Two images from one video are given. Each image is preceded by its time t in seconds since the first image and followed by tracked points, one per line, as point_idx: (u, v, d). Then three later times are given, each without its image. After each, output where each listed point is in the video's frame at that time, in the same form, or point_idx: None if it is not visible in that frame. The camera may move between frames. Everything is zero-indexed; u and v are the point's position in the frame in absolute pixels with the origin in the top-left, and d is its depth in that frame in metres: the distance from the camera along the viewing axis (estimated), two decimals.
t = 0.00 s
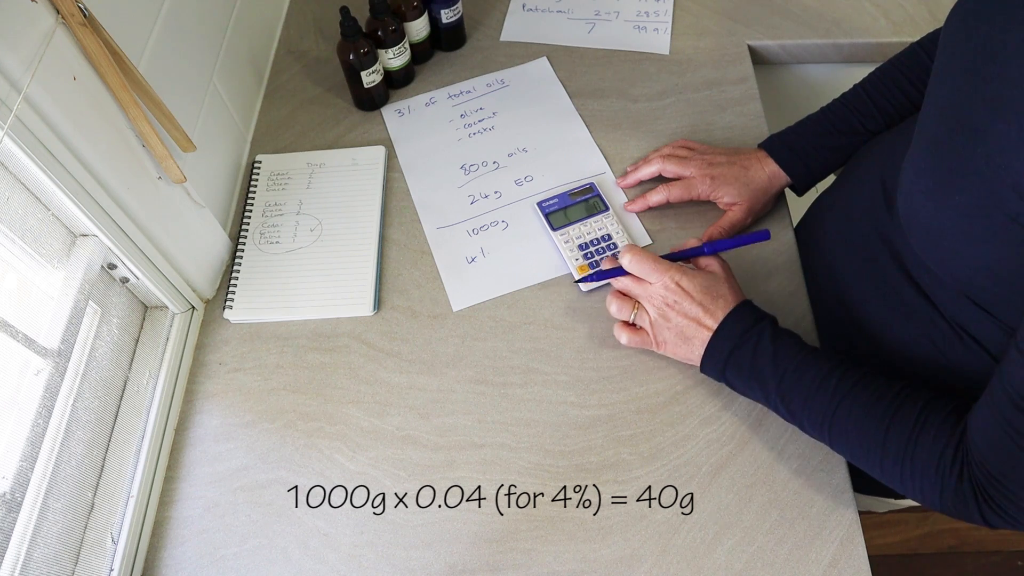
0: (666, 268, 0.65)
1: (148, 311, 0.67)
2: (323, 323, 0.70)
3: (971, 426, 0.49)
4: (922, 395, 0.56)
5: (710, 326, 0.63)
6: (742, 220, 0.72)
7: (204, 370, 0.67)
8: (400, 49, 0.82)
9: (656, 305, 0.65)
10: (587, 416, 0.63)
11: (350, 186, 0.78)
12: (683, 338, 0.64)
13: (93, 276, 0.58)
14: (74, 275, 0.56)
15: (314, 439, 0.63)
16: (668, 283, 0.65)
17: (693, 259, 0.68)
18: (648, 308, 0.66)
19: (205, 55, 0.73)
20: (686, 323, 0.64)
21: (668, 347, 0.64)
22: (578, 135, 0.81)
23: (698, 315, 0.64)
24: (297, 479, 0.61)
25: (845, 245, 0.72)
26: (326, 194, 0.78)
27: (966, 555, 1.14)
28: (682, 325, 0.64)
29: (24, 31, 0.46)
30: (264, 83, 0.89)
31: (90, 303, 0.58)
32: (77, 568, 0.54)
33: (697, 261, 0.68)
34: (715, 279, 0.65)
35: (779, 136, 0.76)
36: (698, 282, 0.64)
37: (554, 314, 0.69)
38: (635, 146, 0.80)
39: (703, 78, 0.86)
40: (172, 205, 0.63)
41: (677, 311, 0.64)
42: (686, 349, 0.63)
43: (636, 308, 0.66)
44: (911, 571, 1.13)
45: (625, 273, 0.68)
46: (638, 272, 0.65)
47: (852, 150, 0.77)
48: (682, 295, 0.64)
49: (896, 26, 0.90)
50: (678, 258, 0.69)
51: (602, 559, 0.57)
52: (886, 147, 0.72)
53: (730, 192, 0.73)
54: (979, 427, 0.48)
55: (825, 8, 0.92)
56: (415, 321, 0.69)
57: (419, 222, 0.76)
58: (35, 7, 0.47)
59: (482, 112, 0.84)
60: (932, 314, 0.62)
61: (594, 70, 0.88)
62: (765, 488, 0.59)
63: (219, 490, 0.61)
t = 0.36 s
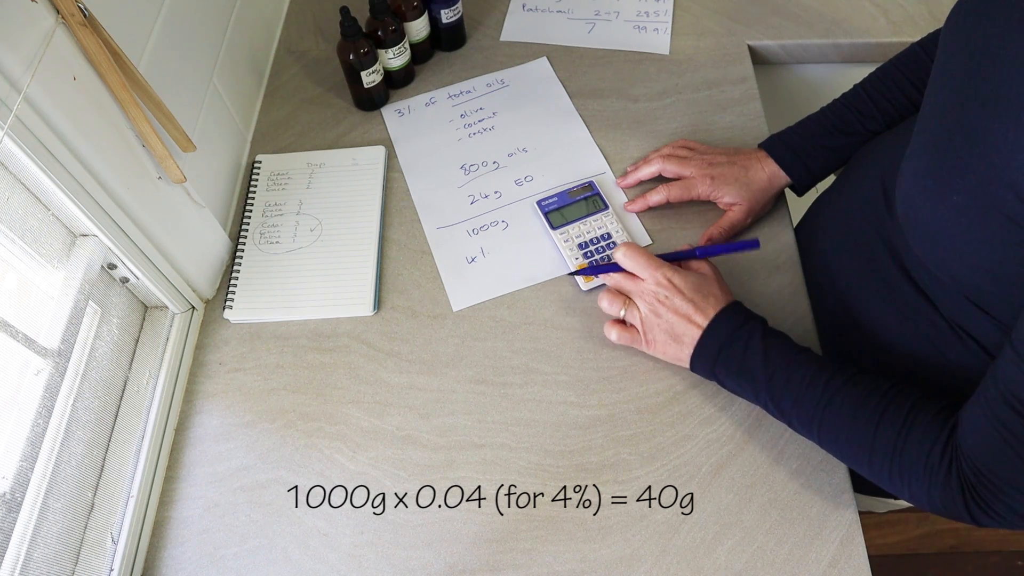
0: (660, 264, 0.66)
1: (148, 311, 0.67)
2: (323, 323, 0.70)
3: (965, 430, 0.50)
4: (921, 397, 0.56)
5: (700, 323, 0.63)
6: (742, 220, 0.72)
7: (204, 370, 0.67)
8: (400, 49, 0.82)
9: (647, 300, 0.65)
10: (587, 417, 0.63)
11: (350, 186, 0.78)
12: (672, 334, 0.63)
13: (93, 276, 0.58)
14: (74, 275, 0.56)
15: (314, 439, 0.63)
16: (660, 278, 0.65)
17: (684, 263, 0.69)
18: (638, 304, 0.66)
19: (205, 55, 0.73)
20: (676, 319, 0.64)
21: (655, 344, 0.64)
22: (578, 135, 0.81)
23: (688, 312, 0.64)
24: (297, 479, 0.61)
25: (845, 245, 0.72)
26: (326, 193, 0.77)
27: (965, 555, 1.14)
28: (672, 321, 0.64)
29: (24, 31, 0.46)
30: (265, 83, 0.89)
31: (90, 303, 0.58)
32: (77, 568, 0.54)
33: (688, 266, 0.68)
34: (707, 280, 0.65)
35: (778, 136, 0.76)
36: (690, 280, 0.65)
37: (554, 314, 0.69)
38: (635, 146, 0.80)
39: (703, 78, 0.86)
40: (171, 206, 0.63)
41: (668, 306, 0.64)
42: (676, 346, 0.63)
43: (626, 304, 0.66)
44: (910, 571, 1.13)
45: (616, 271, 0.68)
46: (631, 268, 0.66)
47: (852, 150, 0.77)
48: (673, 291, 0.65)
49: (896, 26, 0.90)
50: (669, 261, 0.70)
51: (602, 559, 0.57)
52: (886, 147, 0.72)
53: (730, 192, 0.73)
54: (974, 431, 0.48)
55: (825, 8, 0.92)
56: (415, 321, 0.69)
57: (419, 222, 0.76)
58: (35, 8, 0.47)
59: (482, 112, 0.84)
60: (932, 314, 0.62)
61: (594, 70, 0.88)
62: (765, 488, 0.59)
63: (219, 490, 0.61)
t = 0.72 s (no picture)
0: (642, 239, 0.66)
1: (148, 311, 0.67)
2: (323, 323, 0.70)
3: (942, 419, 0.49)
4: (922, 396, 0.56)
5: (682, 299, 0.63)
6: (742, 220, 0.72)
7: (204, 370, 0.67)
8: (400, 49, 0.82)
9: (630, 276, 0.66)
10: (587, 416, 0.63)
11: (350, 186, 0.78)
12: (654, 310, 0.64)
13: (93, 276, 0.58)
14: (74, 275, 0.56)
15: (314, 439, 0.63)
16: (643, 254, 0.66)
17: (672, 238, 0.70)
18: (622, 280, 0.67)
19: (205, 55, 0.73)
20: (658, 295, 0.64)
21: (638, 319, 0.65)
22: (578, 135, 0.81)
23: (671, 288, 0.64)
24: (297, 479, 0.61)
25: (844, 245, 0.72)
26: (327, 194, 0.77)
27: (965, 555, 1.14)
28: (654, 297, 0.64)
29: (24, 31, 0.46)
30: (265, 83, 0.89)
31: (90, 303, 0.58)
32: (77, 568, 0.54)
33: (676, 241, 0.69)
34: (691, 255, 0.66)
35: (778, 135, 0.76)
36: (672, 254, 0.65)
37: (554, 314, 0.69)
38: (635, 146, 0.80)
39: (703, 78, 0.86)
40: (171, 205, 0.63)
41: (650, 283, 0.65)
42: (659, 321, 0.64)
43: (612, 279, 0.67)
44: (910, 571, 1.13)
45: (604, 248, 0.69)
46: (615, 243, 0.68)
47: (851, 150, 0.77)
48: (656, 267, 0.65)
49: (896, 26, 0.90)
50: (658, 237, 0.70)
51: (602, 559, 0.57)
52: (886, 147, 0.72)
53: (729, 192, 0.73)
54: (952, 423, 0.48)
55: (825, 8, 0.92)
56: (415, 321, 0.69)
57: (419, 222, 0.76)
58: (36, 7, 0.47)
59: (482, 112, 0.84)
60: (931, 315, 0.62)
61: (594, 70, 0.88)
62: (765, 488, 0.59)
63: (219, 490, 0.61)
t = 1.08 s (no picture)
0: (710, 271, 0.63)
1: (148, 311, 0.67)
2: (323, 323, 0.70)
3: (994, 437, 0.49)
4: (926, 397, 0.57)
5: (744, 332, 0.61)
6: (743, 220, 0.72)
7: (204, 370, 0.67)
8: (400, 49, 0.82)
9: (692, 308, 0.63)
10: (587, 416, 0.63)
11: (350, 186, 0.78)
12: (714, 342, 0.62)
13: (93, 276, 0.58)
14: (74, 275, 0.56)
15: (314, 439, 0.63)
16: (709, 286, 0.63)
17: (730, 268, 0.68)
18: (682, 311, 0.63)
19: (206, 55, 0.73)
20: (720, 327, 0.62)
21: (695, 349, 0.63)
22: (578, 135, 0.81)
23: (734, 322, 0.62)
24: (297, 479, 0.61)
25: (844, 245, 0.72)
26: (326, 193, 0.77)
27: (965, 555, 1.14)
28: (716, 330, 0.62)
29: (24, 31, 0.46)
30: (264, 83, 0.89)
31: (90, 303, 0.58)
32: (77, 568, 0.54)
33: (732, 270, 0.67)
34: (751, 288, 0.64)
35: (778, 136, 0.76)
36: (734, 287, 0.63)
37: (554, 314, 0.69)
38: (635, 146, 0.80)
39: (703, 79, 0.86)
40: (171, 206, 0.63)
41: (714, 316, 0.62)
42: (715, 354, 0.62)
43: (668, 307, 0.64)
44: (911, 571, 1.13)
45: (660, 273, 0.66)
46: (677, 272, 0.64)
47: (851, 150, 0.77)
48: (720, 300, 0.62)
49: (896, 26, 0.90)
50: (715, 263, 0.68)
51: (602, 559, 0.57)
52: (886, 148, 0.72)
53: (730, 192, 0.73)
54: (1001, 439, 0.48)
55: (825, 8, 0.92)
56: (415, 321, 0.69)
57: (419, 222, 0.76)
58: (35, 8, 0.47)
59: (482, 112, 0.84)
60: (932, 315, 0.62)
61: (594, 70, 0.88)
62: (765, 488, 0.59)
63: (219, 490, 0.61)
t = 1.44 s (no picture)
0: (699, 284, 0.64)
1: (148, 311, 0.67)
2: (323, 323, 0.70)
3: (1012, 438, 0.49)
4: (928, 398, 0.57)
5: (749, 336, 0.62)
6: (742, 220, 0.72)
7: (204, 370, 0.67)
8: (400, 48, 0.82)
9: (693, 325, 0.63)
10: (587, 417, 0.63)
11: (350, 186, 0.78)
12: (722, 351, 0.63)
13: (93, 276, 0.58)
14: (74, 275, 0.56)
15: (314, 439, 0.63)
16: (705, 300, 0.63)
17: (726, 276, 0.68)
18: (685, 328, 0.64)
19: (206, 55, 0.73)
20: (725, 337, 0.63)
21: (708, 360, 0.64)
22: (578, 135, 0.81)
23: (738, 329, 0.63)
24: (297, 479, 0.61)
25: (844, 245, 0.72)
26: (327, 193, 0.77)
27: (965, 556, 1.14)
28: (722, 340, 0.63)
29: (24, 31, 0.46)
30: (264, 83, 0.89)
31: (90, 303, 0.58)
32: (77, 568, 0.54)
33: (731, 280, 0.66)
34: (750, 291, 0.65)
35: (778, 136, 0.76)
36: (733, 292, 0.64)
37: (554, 314, 0.69)
38: (635, 146, 0.80)
39: (703, 79, 0.86)
40: (171, 205, 0.63)
41: (719, 328, 0.63)
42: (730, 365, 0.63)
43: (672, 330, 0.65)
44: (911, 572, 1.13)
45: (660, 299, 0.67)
46: (672, 295, 0.65)
47: (851, 150, 0.77)
48: (719, 310, 0.63)
49: (897, 26, 0.90)
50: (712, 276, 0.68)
51: (602, 559, 0.57)
52: (887, 148, 0.72)
53: (730, 192, 0.73)
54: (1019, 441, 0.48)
55: (825, 8, 0.92)
56: (415, 321, 0.69)
57: (419, 222, 0.76)
58: (35, 7, 0.47)
59: (482, 112, 0.84)
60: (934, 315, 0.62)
61: (594, 70, 0.88)
62: (765, 488, 0.59)
63: (219, 490, 0.61)
